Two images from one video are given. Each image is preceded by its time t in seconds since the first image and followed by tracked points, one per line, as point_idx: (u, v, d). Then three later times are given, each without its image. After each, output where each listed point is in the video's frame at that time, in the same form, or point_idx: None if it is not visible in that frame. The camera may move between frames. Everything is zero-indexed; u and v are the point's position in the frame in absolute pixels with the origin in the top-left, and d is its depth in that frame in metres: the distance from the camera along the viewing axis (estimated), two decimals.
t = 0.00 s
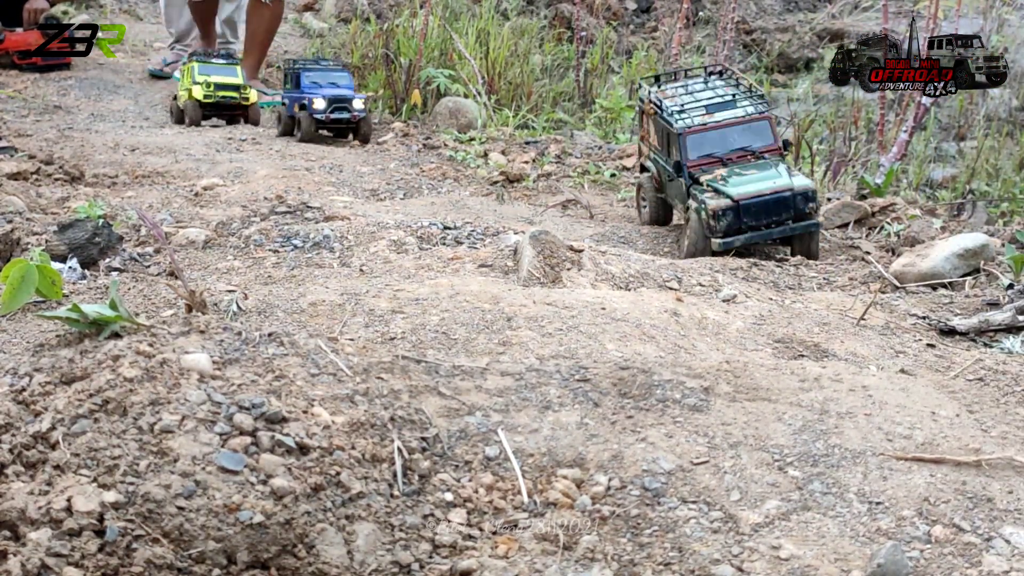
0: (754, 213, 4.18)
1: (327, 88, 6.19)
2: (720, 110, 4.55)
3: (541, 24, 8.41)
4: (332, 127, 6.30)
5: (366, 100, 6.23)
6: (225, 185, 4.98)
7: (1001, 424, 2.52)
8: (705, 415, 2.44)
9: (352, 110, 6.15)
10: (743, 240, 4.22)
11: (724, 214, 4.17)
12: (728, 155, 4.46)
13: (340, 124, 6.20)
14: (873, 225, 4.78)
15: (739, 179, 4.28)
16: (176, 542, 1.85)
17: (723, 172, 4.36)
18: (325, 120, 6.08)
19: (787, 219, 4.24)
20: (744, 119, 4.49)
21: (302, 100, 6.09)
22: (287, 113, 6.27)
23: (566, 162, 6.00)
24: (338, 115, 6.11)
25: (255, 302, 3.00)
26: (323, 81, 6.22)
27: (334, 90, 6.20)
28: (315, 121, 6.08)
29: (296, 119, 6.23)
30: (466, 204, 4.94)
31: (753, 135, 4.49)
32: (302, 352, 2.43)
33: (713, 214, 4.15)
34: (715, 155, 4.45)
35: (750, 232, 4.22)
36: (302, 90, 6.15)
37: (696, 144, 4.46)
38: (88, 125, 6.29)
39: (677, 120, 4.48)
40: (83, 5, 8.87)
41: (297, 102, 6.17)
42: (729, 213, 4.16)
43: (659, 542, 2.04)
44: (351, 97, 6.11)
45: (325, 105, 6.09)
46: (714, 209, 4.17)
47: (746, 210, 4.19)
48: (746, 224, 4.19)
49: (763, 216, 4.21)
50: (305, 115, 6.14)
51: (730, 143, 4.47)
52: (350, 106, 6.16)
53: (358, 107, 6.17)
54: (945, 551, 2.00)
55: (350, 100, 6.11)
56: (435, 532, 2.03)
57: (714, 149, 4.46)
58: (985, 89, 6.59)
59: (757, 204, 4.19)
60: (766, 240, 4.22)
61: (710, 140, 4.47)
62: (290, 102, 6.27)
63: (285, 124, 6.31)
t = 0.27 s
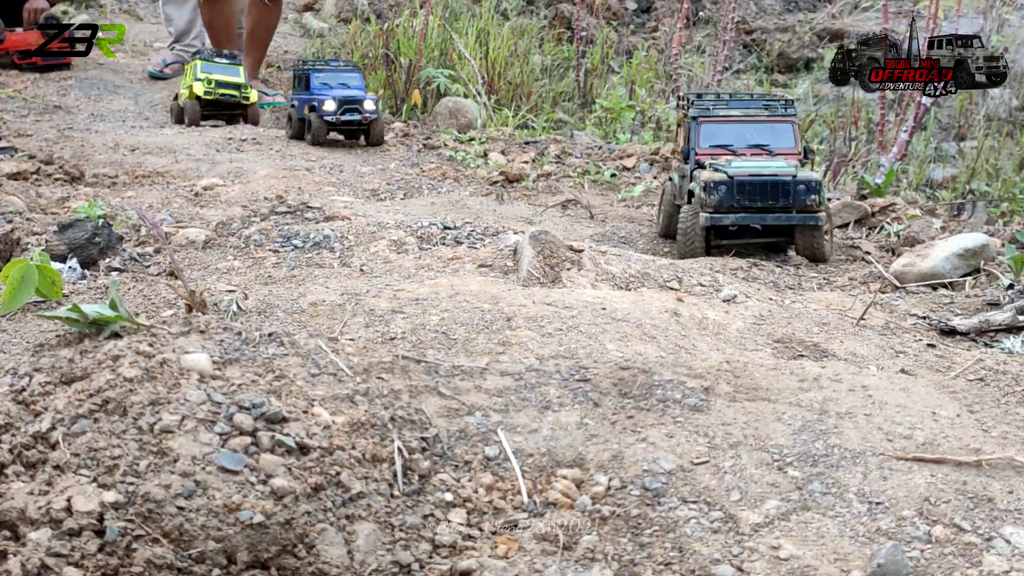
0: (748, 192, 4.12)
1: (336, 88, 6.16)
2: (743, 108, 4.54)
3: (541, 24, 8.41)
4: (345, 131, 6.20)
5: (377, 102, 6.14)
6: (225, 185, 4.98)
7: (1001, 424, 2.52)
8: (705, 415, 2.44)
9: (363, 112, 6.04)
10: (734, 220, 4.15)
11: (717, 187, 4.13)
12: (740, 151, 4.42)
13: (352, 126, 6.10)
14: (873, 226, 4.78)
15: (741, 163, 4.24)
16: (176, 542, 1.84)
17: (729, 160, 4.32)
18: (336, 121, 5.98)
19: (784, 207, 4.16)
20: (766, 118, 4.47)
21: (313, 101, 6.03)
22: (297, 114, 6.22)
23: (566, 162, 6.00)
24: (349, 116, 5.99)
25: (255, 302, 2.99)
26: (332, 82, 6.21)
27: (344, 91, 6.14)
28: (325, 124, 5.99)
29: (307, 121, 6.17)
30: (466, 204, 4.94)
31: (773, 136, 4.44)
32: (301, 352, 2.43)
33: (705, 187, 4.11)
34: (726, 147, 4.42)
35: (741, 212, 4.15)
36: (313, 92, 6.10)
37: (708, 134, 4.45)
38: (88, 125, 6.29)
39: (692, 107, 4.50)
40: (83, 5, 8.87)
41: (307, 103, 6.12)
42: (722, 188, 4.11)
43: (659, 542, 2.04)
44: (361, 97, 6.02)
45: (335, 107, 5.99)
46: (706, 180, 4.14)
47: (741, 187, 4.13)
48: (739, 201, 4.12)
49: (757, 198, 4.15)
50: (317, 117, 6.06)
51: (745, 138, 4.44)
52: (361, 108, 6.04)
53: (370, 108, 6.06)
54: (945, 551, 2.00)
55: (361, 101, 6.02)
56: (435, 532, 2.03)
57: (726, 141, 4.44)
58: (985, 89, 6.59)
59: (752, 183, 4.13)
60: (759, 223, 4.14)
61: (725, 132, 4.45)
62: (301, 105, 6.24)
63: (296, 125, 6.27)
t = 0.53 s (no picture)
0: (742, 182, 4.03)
1: (350, 94, 5.90)
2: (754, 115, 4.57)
3: (541, 24, 8.41)
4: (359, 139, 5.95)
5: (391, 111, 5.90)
6: (225, 185, 4.98)
7: (1001, 424, 2.52)
8: (705, 415, 2.44)
9: (377, 121, 5.80)
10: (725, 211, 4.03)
11: (710, 176, 4.06)
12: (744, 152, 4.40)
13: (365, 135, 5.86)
14: (873, 226, 4.77)
15: (740, 158, 4.18)
16: (176, 542, 1.84)
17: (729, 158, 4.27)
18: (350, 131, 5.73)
19: (780, 202, 4.03)
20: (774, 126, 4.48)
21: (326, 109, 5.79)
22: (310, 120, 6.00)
23: (566, 163, 6.00)
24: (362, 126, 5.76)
25: (255, 302, 2.99)
26: (347, 88, 5.93)
27: (358, 99, 5.87)
28: (338, 133, 5.74)
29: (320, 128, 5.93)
30: (466, 204, 4.94)
31: (779, 143, 4.42)
32: (302, 352, 2.43)
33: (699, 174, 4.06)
34: (728, 148, 4.40)
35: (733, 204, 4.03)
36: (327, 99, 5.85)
37: (714, 134, 4.46)
38: (88, 125, 6.29)
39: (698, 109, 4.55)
40: (83, 5, 8.87)
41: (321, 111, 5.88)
42: (715, 176, 4.05)
43: (659, 542, 2.04)
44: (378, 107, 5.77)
45: (349, 117, 5.75)
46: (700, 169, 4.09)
47: (736, 177, 4.05)
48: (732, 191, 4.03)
49: (751, 191, 4.04)
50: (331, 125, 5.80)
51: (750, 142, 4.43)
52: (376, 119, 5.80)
53: (385, 118, 5.83)
54: (945, 551, 2.00)
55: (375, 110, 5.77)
56: (435, 532, 2.03)
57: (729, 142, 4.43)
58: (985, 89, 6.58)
59: (747, 175, 4.05)
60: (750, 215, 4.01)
61: (731, 134, 4.46)
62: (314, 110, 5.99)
63: (308, 130, 6.08)
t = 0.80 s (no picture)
0: (733, 196, 3.92)
1: (361, 101, 5.69)
2: (722, 105, 4.35)
3: (541, 24, 8.41)
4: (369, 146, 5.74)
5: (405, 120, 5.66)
6: (225, 185, 4.98)
7: (1001, 424, 2.52)
8: (705, 415, 2.44)
9: (391, 131, 5.58)
10: (719, 228, 3.96)
11: (698, 195, 3.93)
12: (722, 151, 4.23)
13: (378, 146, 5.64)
14: (873, 225, 4.77)
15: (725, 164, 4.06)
16: (176, 542, 1.85)
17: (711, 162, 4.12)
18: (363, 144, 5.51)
19: (777, 210, 3.97)
20: (749, 114, 4.29)
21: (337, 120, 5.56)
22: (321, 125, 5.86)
23: (566, 162, 6.00)
24: (375, 138, 5.54)
25: (255, 302, 2.99)
26: (357, 94, 5.74)
27: (369, 107, 5.66)
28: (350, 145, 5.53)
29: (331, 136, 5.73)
30: (466, 204, 4.94)
31: (760, 133, 4.27)
32: (302, 352, 2.43)
33: (685, 196, 3.92)
34: (707, 149, 4.22)
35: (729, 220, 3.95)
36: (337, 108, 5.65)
37: (686, 134, 4.24)
38: (89, 125, 6.29)
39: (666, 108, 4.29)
40: (83, 5, 8.87)
41: (332, 117, 5.69)
42: (704, 194, 3.92)
43: (659, 542, 2.04)
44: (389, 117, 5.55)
45: (361, 128, 5.52)
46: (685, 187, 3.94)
47: (726, 191, 3.93)
48: (722, 208, 3.92)
49: (745, 204, 3.95)
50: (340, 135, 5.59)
51: (728, 137, 4.26)
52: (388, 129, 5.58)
53: (397, 127, 5.61)
54: (945, 551, 2.00)
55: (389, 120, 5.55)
56: (435, 532, 2.03)
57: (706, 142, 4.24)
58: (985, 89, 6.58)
59: (736, 188, 3.93)
60: (749, 230, 3.94)
61: (702, 132, 4.26)
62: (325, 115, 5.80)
63: (318, 133, 5.96)
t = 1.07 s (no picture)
0: (814, 201, 3.77)
1: (374, 103, 5.61)
2: (783, 103, 4.27)
3: (541, 24, 8.41)
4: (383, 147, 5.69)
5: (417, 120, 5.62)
6: (225, 185, 4.98)
7: (1001, 424, 2.52)
8: (705, 415, 2.44)
9: (405, 131, 5.55)
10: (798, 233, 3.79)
11: (777, 196, 3.78)
12: (784, 152, 4.15)
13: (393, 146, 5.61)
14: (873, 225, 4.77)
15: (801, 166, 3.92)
16: (176, 542, 1.85)
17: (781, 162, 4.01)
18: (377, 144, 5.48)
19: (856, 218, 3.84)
20: (812, 116, 4.23)
21: (351, 122, 5.51)
22: (331, 131, 5.73)
23: (567, 162, 6.00)
24: (390, 138, 5.50)
25: (255, 302, 2.99)
26: (369, 96, 5.64)
27: (382, 108, 5.59)
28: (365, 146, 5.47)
29: (344, 140, 5.66)
30: (466, 204, 4.94)
31: (824, 136, 4.20)
32: (301, 352, 2.43)
33: (764, 196, 3.77)
34: (768, 148, 4.14)
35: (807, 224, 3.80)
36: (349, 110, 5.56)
37: (749, 133, 4.16)
38: (89, 125, 6.29)
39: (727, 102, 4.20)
40: (83, 5, 8.87)
41: (343, 121, 5.60)
42: (783, 195, 3.77)
43: (659, 542, 2.04)
44: (404, 116, 5.51)
45: (374, 128, 5.48)
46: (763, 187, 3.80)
47: (806, 194, 3.79)
48: (802, 211, 3.78)
49: (825, 209, 3.81)
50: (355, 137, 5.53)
51: (790, 138, 4.18)
52: (403, 128, 5.55)
53: (411, 127, 5.58)
54: (945, 551, 2.00)
55: (402, 120, 5.52)
56: (435, 532, 2.03)
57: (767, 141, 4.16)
58: (986, 89, 6.58)
59: (817, 191, 3.79)
60: (828, 236, 3.79)
61: (763, 130, 4.18)
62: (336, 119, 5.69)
63: (329, 140, 5.78)
